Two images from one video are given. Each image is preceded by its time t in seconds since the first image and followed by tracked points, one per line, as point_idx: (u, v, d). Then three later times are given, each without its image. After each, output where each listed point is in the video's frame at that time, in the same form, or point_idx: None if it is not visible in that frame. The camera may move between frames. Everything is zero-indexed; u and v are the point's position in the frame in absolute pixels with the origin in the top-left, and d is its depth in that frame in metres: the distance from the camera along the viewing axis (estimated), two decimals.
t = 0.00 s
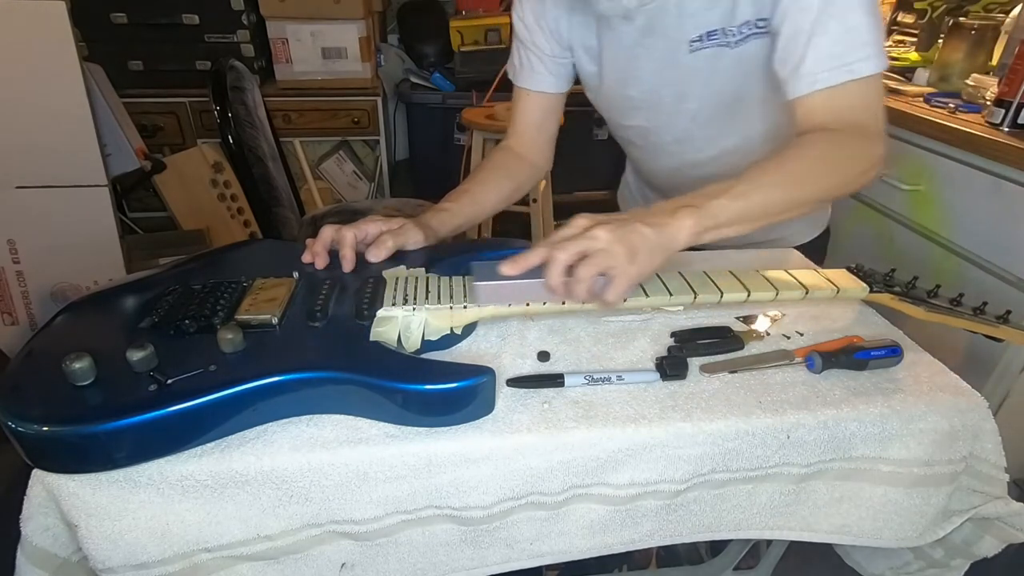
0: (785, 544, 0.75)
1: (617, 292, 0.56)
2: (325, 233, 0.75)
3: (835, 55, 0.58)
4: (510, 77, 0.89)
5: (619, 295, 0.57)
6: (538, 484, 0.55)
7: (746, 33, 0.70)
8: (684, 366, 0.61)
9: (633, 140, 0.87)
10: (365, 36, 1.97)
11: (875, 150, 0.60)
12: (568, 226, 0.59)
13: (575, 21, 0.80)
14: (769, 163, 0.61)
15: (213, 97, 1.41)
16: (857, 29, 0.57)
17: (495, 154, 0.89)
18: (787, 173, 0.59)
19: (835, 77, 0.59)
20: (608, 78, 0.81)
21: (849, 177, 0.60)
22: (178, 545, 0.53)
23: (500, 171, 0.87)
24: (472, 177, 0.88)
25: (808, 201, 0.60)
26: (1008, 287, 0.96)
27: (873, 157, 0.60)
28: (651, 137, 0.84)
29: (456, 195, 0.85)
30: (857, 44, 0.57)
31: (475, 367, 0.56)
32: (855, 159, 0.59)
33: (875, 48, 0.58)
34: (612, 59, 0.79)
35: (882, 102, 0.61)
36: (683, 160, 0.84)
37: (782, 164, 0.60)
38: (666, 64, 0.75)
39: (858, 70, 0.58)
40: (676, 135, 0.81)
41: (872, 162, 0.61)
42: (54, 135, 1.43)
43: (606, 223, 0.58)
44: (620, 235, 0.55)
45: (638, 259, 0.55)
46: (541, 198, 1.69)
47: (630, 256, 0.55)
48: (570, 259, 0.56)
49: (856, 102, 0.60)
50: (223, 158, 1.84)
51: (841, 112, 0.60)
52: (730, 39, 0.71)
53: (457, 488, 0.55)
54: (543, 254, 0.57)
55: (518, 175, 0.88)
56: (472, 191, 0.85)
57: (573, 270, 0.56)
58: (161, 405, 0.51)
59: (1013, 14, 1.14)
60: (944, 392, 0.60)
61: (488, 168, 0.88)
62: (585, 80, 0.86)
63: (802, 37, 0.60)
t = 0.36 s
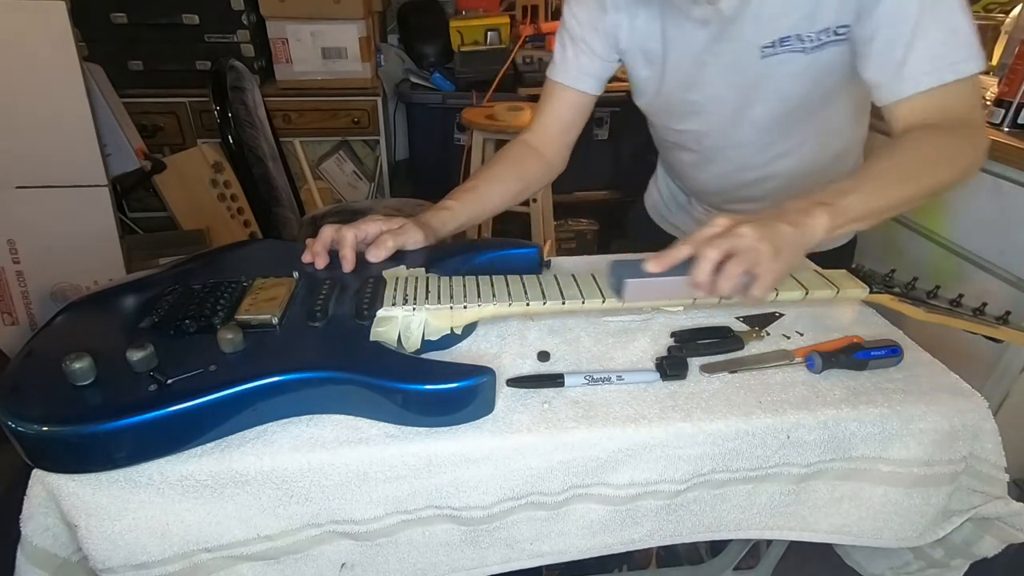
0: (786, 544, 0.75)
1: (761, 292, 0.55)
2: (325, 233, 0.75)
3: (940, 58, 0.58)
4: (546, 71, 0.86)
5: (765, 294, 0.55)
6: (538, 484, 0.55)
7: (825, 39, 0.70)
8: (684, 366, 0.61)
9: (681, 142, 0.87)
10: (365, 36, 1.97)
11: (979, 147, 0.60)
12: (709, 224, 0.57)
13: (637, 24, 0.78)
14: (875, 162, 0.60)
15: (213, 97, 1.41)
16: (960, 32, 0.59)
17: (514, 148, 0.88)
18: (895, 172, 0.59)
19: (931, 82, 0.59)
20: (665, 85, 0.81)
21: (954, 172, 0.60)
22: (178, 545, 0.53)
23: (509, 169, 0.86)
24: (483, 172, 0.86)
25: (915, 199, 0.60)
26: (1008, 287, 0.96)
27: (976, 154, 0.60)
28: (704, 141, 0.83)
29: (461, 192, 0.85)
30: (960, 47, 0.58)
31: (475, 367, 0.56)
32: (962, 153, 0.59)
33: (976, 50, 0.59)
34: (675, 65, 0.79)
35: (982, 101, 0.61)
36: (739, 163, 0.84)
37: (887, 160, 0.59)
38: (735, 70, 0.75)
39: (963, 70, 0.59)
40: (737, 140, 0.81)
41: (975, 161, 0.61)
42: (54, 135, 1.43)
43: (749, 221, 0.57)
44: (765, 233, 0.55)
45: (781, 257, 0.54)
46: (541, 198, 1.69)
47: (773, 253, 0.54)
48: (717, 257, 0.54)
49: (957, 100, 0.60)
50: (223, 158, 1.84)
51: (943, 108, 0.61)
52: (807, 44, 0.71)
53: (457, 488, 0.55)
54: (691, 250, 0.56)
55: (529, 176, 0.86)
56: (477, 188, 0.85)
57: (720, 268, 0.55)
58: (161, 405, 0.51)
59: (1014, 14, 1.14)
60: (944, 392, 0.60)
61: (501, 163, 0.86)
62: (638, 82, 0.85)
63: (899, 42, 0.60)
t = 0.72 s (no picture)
0: (786, 543, 0.75)
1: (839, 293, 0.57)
2: (325, 233, 0.75)
3: (990, 63, 0.65)
4: (568, 67, 0.87)
5: (845, 295, 0.57)
6: (538, 484, 0.55)
7: (867, 48, 0.74)
8: (684, 366, 0.61)
9: (710, 147, 0.90)
10: (365, 36, 1.97)
11: None
12: (788, 224, 0.59)
13: (673, 31, 0.81)
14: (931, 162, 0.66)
15: (212, 97, 1.41)
16: (1008, 38, 0.65)
17: (520, 146, 0.87)
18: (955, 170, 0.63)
19: (980, 87, 0.66)
20: (698, 92, 0.84)
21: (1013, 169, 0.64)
22: (179, 545, 0.53)
23: (516, 166, 0.86)
24: (487, 169, 0.86)
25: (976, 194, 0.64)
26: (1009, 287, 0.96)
27: None
28: (733, 146, 0.86)
29: (462, 190, 0.84)
30: (1010, 51, 0.65)
31: (475, 367, 0.56)
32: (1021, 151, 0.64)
33: None
34: (710, 73, 0.81)
35: None
36: (768, 167, 0.87)
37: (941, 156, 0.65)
38: (774, 77, 0.78)
39: (1013, 74, 0.65)
40: (770, 145, 0.84)
41: None
42: (54, 135, 1.43)
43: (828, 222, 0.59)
44: (843, 234, 0.57)
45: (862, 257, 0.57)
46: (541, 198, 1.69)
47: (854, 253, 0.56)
48: (800, 257, 0.57)
49: (1007, 102, 0.66)
50: (223, 158, 1.84)
51: (994, 111, 0.67)
52: (848, 52, 0.75)
53: (457, 488, 0.55)
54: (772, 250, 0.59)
55: (534, 174, 0.86)
56: (480, 186, 0.84)
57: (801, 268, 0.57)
58: (161, 405, 0.51)
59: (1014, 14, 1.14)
60: (945, 392, 0.60)
61: (506, 160, 0.86)
62: (667, 87, 0.87)
63: (949, 50, 0.68)
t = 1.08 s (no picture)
0: (786, 543, 0.75)
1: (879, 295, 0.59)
2: (325, 233, 0.74)
3: (1013, 67, 0.66)
4: (578, 66, 0.87)
5: (884, 298, 0.60)
6: (538, 484, 0.55)
7: (886, 51, 0.74)
8: (684, 366, 0.61)
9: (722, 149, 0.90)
10: (365, 36, 1.97)
11: None
12: (829, 228, 0.62)
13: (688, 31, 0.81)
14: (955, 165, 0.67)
15: (212, 97, 1.41)
16: None
17: (524, 146, 0.87)
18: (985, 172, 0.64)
19: (1001, 90, 0.67)
20: (711, 95, 0.84)
21: None
22: (178, 545, 0.53)
23: (519, 166, 0.85)
24: (490, 168, 0.86)
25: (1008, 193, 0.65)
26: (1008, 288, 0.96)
27: None
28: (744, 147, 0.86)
29: (462, 190, 0.84)
30: None
31: (475, 367, 0.56)
32: None
33: None
34: (725, 75, 0.81)
35: None
36: (779, 169, 0.87)
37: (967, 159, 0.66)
38: (792, 78, 0.78)
39: None
40: (782, 147, 0.84)
41: None
42: (53, 135, 1.43)
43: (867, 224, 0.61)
44: (884, 237, 0.59)
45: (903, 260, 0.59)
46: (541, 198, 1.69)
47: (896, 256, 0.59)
48: (845, 259, 0.59)
49: None
50: (223, 158, 1.84)
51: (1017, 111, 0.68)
52: (866, 55, 0.75)
53: (457, 487, 0.55)
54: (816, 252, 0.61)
55: (537, 175, 0.86)
56: (482, 186, 0.84)
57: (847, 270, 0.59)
58: (161, 405, 0.51)
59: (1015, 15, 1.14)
60: (945, 392, 0.60)
61: (508, 160, 0.86)
62: (678, 89, 0.87)
63: (970, 54, 0.69)
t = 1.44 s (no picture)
0: (786, 544, 0.75)
1: (878, 296, 0.60)
2: (325, 233, 0.74)
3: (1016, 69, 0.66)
4: (579, 66, 0.87)
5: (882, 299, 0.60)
6: (538, 484, 0.55)
7: (887, 54, 0.75)
8: (684, 366, 0.61)
9: (723, 150, 0.90)
10: (365, 36, 1.97)
11: None
12: (829, 228, 0.62)
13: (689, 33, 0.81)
14: (958, 167, 0.67)
15: (212, 97, 1.41)
16: None
17: (524, 145, 0.87)
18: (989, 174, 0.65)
19: (1004, 93, 0.67)
20: (712, 97, 0.84)
21: None
22: (179, 545, 0.53)
23: (520, 166, 0.85)
24: (491, 168, 0.86)
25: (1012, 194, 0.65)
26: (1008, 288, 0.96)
27: None
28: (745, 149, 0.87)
29: (463, 190, 0.84)
30: None
31: (474, 367, 0.56)
32: None
33: None
34: (727, 77, 0.81)
35: None
36: (781, 170, 0.87)
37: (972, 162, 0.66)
38: (793, 80, 0.78)
39: None
40: (784, 149, 0.84)
41: None
42: (53, 135, 1.43)
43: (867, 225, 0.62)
44: (885, 238, 0.60)
45: (903, 261, 0.60)
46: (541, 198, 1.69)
47: (896, 257, 0.59)
48: (845, 260, 0.59)
49: None
50: (223, 158, 1.84)
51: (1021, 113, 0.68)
52: (867, 57, 0.75)
53: (457, 488, 0.55)
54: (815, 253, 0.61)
55: (538, 175, 0.86)
56: (483, 186, 0.84)
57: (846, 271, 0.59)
58: (161, 405, 0.51)
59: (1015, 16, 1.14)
60: (945, 392, 0.60)
61: (510, 160, 0.86)
62: (680, 90, 0.87)
63: (973, 57, 0.68)
